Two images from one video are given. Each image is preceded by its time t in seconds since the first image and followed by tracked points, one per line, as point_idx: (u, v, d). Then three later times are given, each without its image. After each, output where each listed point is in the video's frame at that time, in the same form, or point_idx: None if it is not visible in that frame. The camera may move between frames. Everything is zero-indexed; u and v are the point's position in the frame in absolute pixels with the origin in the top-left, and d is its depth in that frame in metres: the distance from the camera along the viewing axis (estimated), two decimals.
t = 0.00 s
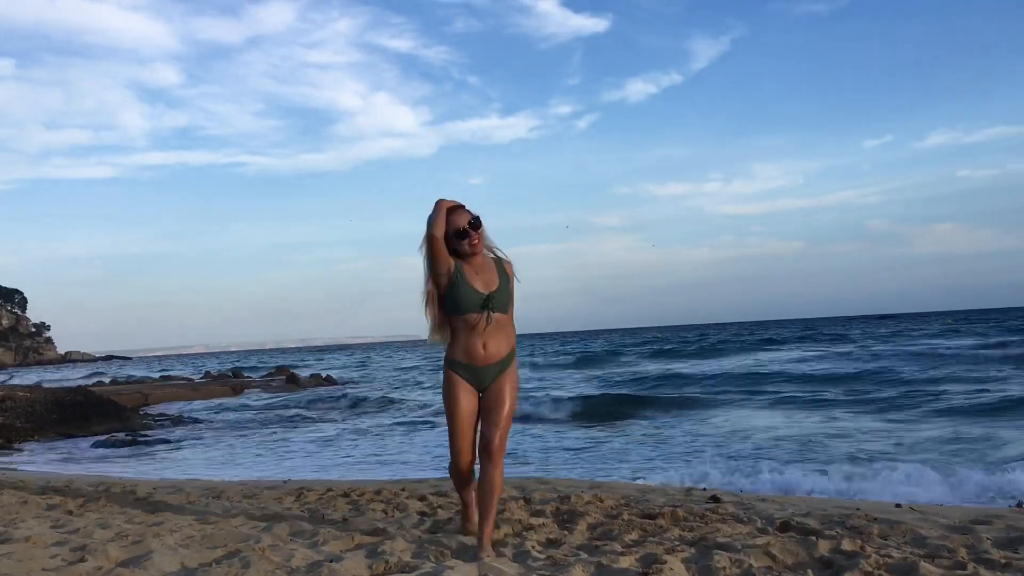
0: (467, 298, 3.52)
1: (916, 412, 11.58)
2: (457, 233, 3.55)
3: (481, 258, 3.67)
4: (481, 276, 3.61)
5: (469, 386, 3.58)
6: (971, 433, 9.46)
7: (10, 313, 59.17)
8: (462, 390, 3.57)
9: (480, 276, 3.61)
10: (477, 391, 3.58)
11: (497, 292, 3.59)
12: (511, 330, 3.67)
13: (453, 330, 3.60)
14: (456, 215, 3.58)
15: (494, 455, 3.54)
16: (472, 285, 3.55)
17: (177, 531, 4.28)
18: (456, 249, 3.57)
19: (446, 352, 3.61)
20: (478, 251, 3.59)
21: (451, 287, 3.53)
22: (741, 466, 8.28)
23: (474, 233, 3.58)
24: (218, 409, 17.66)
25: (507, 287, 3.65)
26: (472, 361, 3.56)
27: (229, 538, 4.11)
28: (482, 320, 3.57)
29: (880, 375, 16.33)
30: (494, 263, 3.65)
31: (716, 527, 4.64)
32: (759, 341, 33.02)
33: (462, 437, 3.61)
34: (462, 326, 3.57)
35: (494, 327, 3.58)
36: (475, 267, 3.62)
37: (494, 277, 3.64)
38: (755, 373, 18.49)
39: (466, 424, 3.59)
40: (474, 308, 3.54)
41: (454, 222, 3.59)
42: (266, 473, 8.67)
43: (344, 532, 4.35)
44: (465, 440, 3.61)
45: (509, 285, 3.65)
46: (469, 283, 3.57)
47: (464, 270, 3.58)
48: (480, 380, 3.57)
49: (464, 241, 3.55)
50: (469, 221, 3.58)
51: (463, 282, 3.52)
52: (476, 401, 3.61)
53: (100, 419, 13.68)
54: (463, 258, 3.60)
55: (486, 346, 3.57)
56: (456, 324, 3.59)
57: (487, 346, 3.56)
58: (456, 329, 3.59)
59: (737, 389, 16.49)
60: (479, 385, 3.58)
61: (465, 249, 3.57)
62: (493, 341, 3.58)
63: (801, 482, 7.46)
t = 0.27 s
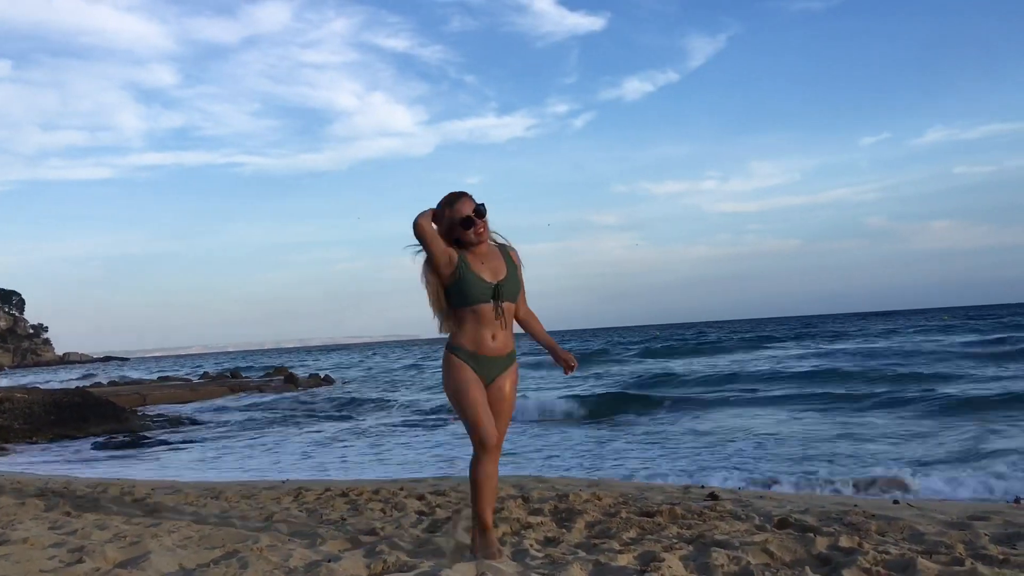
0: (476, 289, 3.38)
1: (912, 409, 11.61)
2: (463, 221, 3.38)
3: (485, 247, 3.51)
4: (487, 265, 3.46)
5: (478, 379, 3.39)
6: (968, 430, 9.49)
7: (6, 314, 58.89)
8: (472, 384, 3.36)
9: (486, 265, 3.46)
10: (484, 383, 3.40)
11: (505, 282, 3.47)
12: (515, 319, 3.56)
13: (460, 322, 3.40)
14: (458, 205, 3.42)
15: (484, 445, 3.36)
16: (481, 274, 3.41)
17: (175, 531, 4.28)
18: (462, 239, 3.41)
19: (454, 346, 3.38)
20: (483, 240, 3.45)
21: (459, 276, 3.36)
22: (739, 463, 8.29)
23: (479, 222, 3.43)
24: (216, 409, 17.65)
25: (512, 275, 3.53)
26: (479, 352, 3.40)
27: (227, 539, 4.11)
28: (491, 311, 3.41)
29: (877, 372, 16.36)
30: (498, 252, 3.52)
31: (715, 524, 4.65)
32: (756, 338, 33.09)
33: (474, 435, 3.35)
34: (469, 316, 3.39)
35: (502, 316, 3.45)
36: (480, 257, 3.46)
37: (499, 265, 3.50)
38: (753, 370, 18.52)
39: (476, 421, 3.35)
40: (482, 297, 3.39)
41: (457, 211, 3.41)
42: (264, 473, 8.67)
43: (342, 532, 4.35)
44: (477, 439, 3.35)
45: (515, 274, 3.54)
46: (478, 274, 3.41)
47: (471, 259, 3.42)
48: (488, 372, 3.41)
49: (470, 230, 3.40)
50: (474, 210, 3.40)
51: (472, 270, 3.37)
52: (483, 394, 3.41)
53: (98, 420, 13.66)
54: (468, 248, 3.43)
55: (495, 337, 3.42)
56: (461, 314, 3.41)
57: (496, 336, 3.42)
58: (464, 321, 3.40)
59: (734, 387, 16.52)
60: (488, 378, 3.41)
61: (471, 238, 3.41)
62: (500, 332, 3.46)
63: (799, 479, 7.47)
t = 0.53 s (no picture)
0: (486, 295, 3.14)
1: (909, 404, 11.65)
2: (466, 225, 3.26)
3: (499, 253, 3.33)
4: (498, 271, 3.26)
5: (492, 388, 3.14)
6: (965, 425, 9.51)
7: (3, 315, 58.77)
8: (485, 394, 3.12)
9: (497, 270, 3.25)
10: (499, 394, 3.16)
11: (517, 289, 3.25)
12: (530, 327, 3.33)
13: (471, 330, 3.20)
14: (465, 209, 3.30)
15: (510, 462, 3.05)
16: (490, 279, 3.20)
17: (174, 532, 4.28)
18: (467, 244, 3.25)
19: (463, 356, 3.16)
20: (492, 246, 3.27)
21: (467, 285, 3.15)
22: (737, 460, 8.31)
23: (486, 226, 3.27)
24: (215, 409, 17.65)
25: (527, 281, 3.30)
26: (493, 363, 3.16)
27: (226, 539, 4.11)
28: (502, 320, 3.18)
29: (874, 368, 16.41)
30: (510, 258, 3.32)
31: (713, 521, 4.65)
32: (753, 335, 33.18)
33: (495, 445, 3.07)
34: (481, 327, 3.17)
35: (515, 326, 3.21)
36: (491, 262, 3.27)
37: (512, 272, 3.29)
38: (750, 367, 18.56)
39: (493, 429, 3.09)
40: (495, 305, 3.15)
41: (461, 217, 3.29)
42: (262, 473, 8.68)
43: (341, 531, 4.35)
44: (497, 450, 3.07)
45: (529, 281, 3.32)
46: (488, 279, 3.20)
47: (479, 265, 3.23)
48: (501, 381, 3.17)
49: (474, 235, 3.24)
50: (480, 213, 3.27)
51: (480, 277, 3.16)
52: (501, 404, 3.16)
53: (96, 421, 13.64)
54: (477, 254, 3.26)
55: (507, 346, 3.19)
56: (473, 326, 3.19)
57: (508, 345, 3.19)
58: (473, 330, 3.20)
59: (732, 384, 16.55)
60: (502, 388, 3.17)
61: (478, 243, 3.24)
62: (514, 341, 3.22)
63: (796, 476, 7.49)
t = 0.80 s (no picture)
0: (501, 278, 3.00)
1: (905, 402, 11.68)
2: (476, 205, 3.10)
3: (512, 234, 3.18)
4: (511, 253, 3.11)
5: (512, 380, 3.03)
6: (961, 423, 9.54)
7: None
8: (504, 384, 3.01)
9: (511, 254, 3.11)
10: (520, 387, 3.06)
11: (534, 270, 3.10)
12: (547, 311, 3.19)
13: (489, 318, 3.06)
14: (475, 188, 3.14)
15: (523, 464, 3.04)
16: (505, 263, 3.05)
17: (172, 533, 4.27)
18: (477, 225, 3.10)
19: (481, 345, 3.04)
20: (504, 227, 3.11)
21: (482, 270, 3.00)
22: (733, 459, 8.32)
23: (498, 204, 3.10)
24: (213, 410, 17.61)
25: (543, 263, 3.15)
26: (512, 353, 3.04)
27: (224, 540, 4.11)
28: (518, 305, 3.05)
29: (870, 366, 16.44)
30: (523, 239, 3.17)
31: (711, 520, 4.66)
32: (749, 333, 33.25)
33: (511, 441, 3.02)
34: (498, 313, 3.04)
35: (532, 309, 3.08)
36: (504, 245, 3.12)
37: (526, 254, 3.14)
38: (746, 366, 18.59)
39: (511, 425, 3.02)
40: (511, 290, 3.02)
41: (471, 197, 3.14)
42: (260, 474, 8.67)
43: (339, 532, 4.35)
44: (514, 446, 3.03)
45: (544, 262, 3.16)
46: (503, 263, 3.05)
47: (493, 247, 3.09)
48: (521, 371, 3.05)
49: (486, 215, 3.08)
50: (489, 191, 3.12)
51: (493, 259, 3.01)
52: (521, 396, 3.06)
53: (94, 423, 13.58)
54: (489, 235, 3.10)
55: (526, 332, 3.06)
56: (490, 310, 3.07)
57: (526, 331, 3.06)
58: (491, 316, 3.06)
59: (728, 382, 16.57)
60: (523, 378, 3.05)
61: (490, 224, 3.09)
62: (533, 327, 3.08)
63: (793, 474, 7.50)
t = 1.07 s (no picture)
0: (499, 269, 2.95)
1: (902, 399, 11.71)
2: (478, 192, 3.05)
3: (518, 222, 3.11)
4: (514, 242, 3.04)
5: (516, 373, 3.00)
6: (957, 421, 9.57)
7: None
8: (508, 379, 2.99)
9: (514, 243, 3.04)
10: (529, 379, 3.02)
11: (535, 260, 3.01)
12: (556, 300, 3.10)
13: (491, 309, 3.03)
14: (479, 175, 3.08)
15: (528, 464, 3.07)
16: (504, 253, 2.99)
17: (170, 535, 4.27)
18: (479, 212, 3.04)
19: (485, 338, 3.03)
20: (505, 214, 3.04)
21: (482, 263, 2.95)
22: (731, 457, 8.33)
23: (500, 191, 3.03)
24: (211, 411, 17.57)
25: (548, 252, 3.06)
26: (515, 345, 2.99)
27: (221, 542, 4.10)
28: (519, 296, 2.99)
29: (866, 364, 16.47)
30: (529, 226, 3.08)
31: (708, 518, 4.67)
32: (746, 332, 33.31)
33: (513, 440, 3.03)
34: (499, 305, 3.01)
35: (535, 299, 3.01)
36: (507, 233, 3.05)
37: (528, 243, 3.05)
38: (743, 364, 18.62)
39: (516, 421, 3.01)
40: (509, 281, 2.97)
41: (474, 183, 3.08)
42: (258, 475, 8.66)
43: (337, 532, 4.35)
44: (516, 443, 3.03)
45: (549, 251, 3.06)
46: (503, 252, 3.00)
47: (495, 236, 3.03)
48: (528, 364, 2.99)
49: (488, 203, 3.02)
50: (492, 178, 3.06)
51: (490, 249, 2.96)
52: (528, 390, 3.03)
53: (91, 425, 13.48)
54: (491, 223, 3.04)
55: (529, 324, 2.98)
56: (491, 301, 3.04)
57: (530, 323, 2.98)
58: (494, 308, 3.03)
59: (725, 380, 16.60)
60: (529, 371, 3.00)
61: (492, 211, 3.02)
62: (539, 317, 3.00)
63: (790, 472, 7.52)
